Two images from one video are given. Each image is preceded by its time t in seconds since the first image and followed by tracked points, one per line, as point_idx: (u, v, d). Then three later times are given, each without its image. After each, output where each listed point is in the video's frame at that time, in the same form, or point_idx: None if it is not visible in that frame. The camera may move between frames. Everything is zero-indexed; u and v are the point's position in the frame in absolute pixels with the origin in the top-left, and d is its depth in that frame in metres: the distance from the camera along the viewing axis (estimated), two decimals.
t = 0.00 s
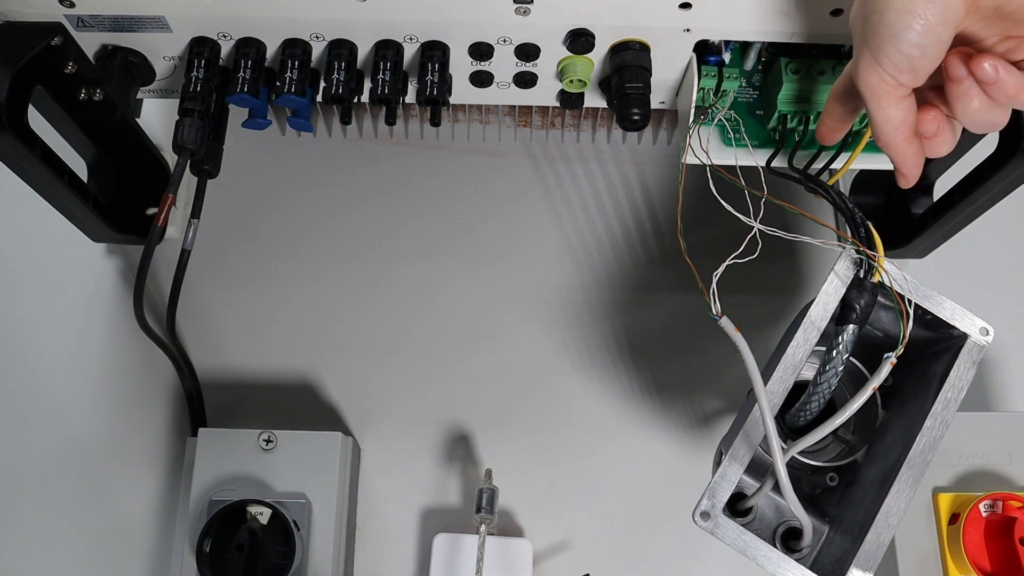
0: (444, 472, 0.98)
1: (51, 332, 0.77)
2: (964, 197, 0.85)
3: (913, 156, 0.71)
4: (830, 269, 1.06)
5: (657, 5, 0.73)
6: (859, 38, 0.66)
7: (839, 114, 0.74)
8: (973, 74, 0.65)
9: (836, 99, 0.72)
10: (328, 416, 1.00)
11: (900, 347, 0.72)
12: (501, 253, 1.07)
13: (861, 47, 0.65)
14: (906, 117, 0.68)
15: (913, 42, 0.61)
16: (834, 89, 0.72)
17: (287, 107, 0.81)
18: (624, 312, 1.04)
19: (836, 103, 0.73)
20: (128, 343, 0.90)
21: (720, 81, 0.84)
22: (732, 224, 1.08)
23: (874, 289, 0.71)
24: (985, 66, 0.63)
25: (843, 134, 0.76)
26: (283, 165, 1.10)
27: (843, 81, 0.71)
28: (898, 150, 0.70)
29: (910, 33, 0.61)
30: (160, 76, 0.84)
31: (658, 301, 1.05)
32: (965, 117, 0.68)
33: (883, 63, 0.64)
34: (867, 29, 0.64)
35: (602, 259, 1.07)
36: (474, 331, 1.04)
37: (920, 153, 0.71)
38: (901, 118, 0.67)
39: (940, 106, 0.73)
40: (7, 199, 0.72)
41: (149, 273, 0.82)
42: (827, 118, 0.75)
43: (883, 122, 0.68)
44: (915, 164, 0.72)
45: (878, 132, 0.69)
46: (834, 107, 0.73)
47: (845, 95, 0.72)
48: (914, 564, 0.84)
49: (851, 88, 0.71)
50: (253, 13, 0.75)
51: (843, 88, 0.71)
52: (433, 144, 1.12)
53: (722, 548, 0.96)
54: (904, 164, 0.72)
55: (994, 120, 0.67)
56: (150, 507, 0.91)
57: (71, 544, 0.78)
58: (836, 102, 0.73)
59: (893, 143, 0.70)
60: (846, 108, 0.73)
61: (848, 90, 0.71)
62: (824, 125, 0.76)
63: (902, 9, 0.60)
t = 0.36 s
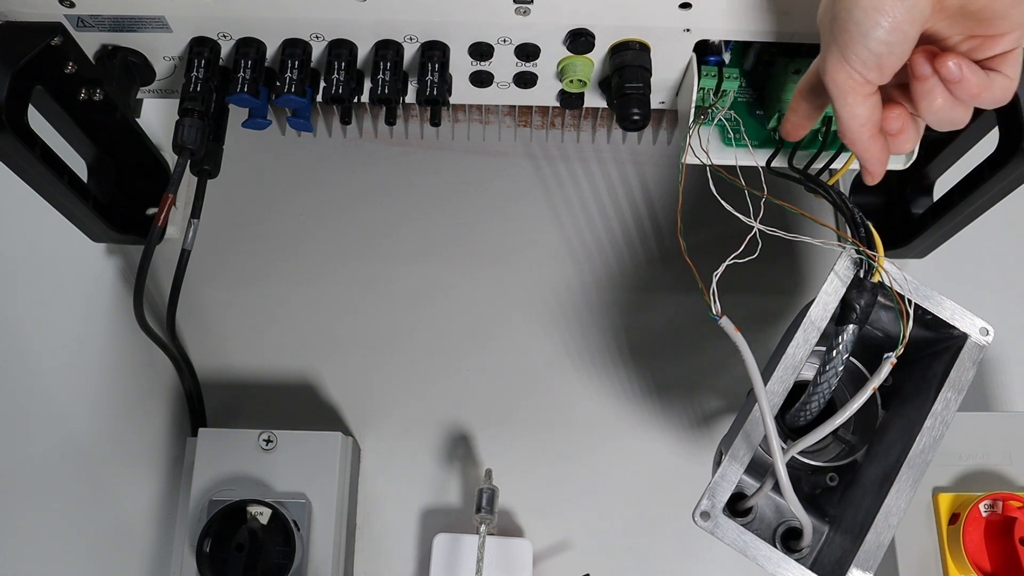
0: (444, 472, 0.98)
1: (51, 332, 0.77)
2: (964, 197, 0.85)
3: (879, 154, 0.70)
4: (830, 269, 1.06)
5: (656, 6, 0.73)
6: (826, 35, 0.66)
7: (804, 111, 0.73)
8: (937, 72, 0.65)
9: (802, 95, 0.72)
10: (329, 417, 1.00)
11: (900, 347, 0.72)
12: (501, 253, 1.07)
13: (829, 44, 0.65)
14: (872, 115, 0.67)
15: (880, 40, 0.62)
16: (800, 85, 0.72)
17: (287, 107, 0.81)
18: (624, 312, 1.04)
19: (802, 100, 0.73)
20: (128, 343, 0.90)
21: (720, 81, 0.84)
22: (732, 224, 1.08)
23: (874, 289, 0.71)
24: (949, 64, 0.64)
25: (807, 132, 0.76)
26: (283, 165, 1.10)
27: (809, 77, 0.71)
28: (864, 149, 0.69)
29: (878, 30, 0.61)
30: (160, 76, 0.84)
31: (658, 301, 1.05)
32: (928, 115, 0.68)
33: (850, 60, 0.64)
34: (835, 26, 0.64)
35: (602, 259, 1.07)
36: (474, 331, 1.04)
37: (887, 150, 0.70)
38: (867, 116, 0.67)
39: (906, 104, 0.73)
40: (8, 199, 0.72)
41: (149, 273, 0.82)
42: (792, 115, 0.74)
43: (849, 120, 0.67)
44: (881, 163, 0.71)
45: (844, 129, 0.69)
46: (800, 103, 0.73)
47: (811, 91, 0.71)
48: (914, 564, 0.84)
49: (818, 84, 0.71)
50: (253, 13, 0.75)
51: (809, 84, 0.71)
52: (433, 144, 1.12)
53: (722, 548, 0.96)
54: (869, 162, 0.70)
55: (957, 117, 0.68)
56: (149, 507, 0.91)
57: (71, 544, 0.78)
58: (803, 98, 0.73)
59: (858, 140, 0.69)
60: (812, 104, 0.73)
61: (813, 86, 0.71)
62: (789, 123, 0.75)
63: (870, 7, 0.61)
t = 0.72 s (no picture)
0: (444, 472, 0.98)
1: (52, 332, 0.77)
2: (964, 197, 0.85)
3: (846, 153, 0.70)
4: (830, 268, 1.06)
5: (656, 6, 0.73)
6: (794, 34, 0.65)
7: (770, 110, 0.74)
8: (903, 74, 0.65)
9: (768, 95, 0.72)
10: (329, 416, 1.00)
11: (900, 347, 0.72)
12: (501, 253, 1.07)
13: (798, 43, 0.65)
14: (840, 115, 0.67)
15: (849, 40, 0.61)
16: (766, 86, 0.72)
17: (287, 107, 0.81)
18: (624, 312, 1.04)
19: (768, 99, 0.73)
20: (128, 342, 0.90)
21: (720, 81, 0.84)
22: (733, 224, 1.08)
23: (874, 289, 0.71)
24: (915, 66, 0.63)
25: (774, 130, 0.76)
26: (283, 165, 1.10)
27: (774, 78, 0.71)
28: (832, 148, 0.70)
29: (847, 31, 0.61)
30: (160, 76, 0.84)
31: (658, 301, 1.05)
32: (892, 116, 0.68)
33: (820, 61, 0.63)
34: (804, 27, 0.63)
35: (602, 258, 1.07)
36: (474, 331, 1.04)
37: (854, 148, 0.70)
38: (835, 116, 0.67)
39: (871, 104, 0.73)
40: (8, 199, 0.72)
41: (149, 273, 0.82)
42: (759, 114, 0.75)
43: (818, 120, 0.67)
44: (848, 162, 0.71)
45: (812, 129, 0.69)
46: (766, 103, 0.73)
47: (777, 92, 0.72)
48: (913, 564, 0.84)
49: (784, 84, 0.71)
50: (253, 13, 0.75)
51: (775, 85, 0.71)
52: (433, 144, 1.12)
53: (722, 548, 0.96)
54: (837, 161, 0.71)
55: (920, 118, 0.68)
56: (149, 506, 0.91)
57: (71, 544, 0.78)
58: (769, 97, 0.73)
59: (827, 140, 0.69)
60: (778, 104, 0.73)
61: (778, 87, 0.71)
62: (756, 121, 0.76)
63: (839, 8, 0.60)
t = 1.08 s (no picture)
0: (444, 472, 0.98)
1: (52, 332, 0.77)
2: (964, 197, 0.84)
3: (930, 162, 0.70)
4: (830, 268, 1.06)
5: (655, 6, 0.73)
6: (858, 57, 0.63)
7: (817, 125, 0.75)
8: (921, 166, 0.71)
9: (812, 112, 0.74)
10: (329, 416, 1.00)
11: (900, 347, 0.72)
12: (501, 253, 1.07)
13: (866, 68, 0.62)
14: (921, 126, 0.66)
15: (930, 48, 0.59)
16: (810, 105, 0.74)
17: (287, 107, 0.81)
18: (624, 312, 1.04)
19: (815, 115, 0.74)
20: (128, 342, 0.90)
21: (720, 82, 0.83)
22: (732, 224, 1.08)
23: (874, 289, 0.71)
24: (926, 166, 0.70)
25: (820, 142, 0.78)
26: (283, 165, 1.10)
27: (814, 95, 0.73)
28: (915, 160, 0.68)
29: (926, 41, 0.59)
30: (160, 76, 0.85)
31: (658, 301, 1.05)
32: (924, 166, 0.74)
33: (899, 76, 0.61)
34: (875, 47, 0.61)
35: (602, 258, 1.07)
36: (474, 331, 1.04)
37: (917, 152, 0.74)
38: (916, 128, 0.65)
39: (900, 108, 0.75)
40: (8, 199, 0.72)
41: (149, 273, 0.82)
42: (807, 130, 0.76)
43: (903, 136, 0.65)
44: (930, 168, 0.71)
45: (893, 146, 0.67)
46: (813, 119, 0.75)
47: (823, 110, 0.73)
48: (913, 564, 0.84)
49: (832, 102, 0.72)
50: (253, 13, 0.75)
51: (820, 103, 0.73)
52: (433, 144, 1.12)
53: (722, 548, 0.96)
54: (922, 170, 0.70)
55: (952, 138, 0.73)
56: (149, 506, 0.91)
57: (71, 544, 0.78)
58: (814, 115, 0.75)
59: (911, 153, 0.67)
60: (825, 121, 0.75)
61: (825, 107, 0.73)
62: (801, 137, 0.78)
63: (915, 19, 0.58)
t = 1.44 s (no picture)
0: (444, 472, 0.98)
1: (52, 332, 0.77)
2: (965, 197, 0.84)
3: (960, 165, 0.69)
4: (830, 268, 1.06)
5: (655, 6, 0.73)
6: (883, 61, 0.63)
7: (825, 140, 0.77)
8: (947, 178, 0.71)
9: (821, 126, 0.76)
10: (329, 416, 1.00)
11: (900, 347, 0.72)
12: (501, 253, 1.07)
13: (892, 74, 0.63)
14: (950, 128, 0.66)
15: (959, 43, 0.60)
16: (820, 118, 0.75)
17: (287, 107, 0.81)
18: (624, 312, 1.04)
19: (823, 129, 0.76)
20: (129, 342, 0.90)
21: (720, 82, 0.83)
22: (733, 224, 1.08)
23: (874, 289, 0.71)
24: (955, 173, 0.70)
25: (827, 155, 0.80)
26: (283, 165, 1.10)
27: (824, 110, 0.75)
28: (947, 163, 0.68)
29: (954, 36, 0.60)
30: (160, 76, 0.85)
31: (657, 301, 1.05)
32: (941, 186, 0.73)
33: (930, 76, 0.61)
34: (904, 47, 0.61)
35: (602, 258, 1.07)
36: (474, 331, 1.04)
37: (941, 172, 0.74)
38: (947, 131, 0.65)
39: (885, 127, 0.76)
40: (8, 199, 0.72)
41: (148, 273, 0.82)
42: (815, 144, 0.78)
43: (937, 140, 0.65)
44: (959, 173, 0.70)
45: (923, 153, 0.66)
46: (822, 134, 0.76)
47: (833, 123, 0.75)
48: (913, 564, 0.84)
49: (841, 116, 0.74)
50: (253, 13, 0.75)
51: (831, 116, 0.74)
52: (433, 144, 1.12)
53: (722, 548, 0.96)
54: (954, 175, 0.70)
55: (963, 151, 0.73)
56: (150, 506, 0.91)
57: (71, 544, 0.78)
58: (823, 128, 0.76)
59: (944, 157, 0.67)
60: (834, 134, 0.76)
61: (834, 120, 0.74)
62: (809, 151, 0.79)
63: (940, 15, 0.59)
